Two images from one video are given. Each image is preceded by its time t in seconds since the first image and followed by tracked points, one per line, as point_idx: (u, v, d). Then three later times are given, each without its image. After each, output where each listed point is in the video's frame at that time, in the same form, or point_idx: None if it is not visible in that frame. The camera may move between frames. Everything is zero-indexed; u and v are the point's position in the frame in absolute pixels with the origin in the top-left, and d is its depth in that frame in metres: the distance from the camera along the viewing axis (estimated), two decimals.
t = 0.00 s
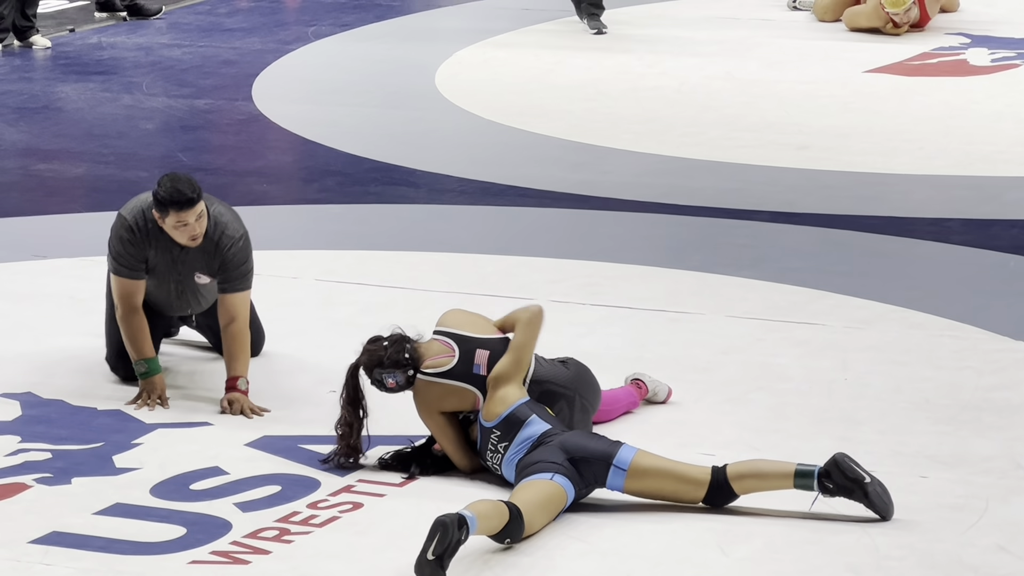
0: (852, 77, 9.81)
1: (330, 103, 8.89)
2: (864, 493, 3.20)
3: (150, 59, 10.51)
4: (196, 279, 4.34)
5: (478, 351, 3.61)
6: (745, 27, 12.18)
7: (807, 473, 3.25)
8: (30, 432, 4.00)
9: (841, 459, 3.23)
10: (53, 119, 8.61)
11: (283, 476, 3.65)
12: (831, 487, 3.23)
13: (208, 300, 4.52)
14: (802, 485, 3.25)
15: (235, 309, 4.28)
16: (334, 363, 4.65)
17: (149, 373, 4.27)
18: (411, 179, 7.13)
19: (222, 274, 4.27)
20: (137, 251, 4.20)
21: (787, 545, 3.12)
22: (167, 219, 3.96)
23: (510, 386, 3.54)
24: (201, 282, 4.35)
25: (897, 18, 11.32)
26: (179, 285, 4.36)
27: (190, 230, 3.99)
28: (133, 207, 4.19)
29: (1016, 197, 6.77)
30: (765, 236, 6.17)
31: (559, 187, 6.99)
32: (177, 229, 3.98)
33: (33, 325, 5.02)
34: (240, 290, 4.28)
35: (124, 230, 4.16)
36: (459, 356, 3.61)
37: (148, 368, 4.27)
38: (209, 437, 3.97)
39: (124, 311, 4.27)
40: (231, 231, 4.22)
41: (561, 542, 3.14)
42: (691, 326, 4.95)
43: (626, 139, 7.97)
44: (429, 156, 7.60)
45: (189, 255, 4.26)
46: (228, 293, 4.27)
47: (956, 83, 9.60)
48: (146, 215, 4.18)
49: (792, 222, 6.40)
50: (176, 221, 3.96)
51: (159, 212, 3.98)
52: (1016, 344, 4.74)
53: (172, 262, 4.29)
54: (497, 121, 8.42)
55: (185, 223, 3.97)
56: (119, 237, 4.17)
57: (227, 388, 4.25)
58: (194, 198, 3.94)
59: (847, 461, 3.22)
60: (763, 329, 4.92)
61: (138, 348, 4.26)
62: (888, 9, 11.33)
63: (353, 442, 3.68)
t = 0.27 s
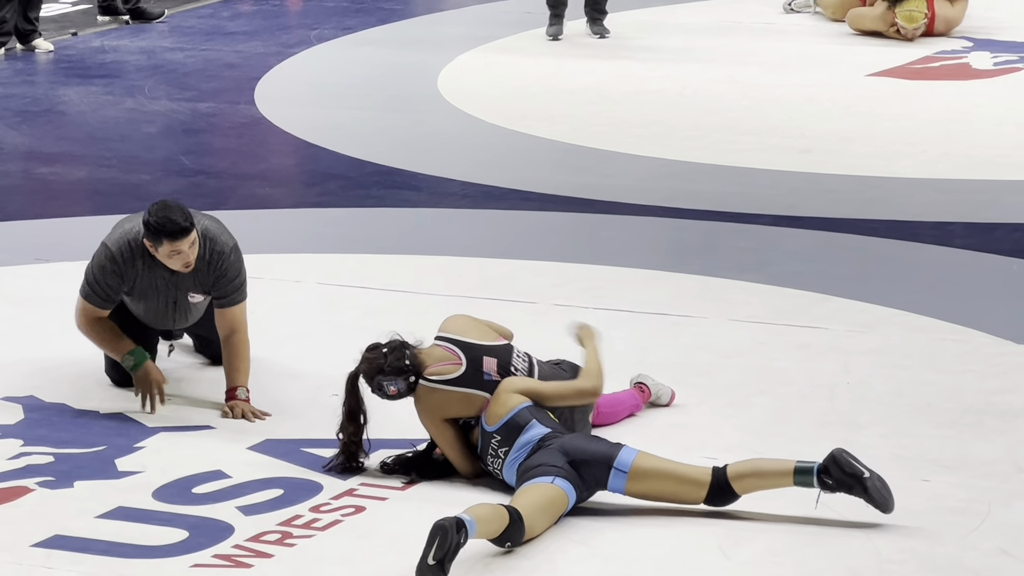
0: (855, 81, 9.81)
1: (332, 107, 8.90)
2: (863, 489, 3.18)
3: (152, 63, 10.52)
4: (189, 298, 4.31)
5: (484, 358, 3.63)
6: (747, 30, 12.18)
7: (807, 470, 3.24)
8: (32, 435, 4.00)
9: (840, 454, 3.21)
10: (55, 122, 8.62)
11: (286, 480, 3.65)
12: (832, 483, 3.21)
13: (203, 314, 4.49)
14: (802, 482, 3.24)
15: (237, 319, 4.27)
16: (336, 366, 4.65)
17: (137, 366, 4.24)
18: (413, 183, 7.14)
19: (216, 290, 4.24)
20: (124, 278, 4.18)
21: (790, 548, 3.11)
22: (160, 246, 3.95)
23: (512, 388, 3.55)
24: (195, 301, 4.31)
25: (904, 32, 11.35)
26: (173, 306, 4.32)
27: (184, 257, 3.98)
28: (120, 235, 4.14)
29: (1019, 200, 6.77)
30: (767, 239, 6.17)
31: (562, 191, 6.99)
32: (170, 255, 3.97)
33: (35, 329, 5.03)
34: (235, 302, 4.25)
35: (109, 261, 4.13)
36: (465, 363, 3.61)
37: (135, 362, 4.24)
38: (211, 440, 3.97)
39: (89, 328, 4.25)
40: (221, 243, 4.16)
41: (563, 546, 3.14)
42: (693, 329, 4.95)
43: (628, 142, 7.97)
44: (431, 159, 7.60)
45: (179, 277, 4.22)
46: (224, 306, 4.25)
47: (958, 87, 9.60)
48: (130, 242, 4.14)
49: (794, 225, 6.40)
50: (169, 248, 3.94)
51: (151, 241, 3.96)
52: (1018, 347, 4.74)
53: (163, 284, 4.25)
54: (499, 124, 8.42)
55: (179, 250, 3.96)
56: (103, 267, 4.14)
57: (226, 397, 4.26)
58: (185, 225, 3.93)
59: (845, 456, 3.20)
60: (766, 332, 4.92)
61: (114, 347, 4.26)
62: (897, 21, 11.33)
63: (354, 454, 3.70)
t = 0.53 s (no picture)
0: (857, 84, 9.81)
1: (334, 111, 8.90)
2: (877, 512, 3.17)
3: (154, 67, 10.53)
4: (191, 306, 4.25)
5: (500, 365, 3.65)
6: (748, 34, 12.18)
7: (819, 490, 3.21)
8: (34, 439, 4.00)
9: (852, 475, 3.19)
10: (57, 126, 8.63)
11: (287, 483, 3.65)
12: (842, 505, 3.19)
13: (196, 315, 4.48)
14: (814, 502, 3.22)
15: (238, 325, 4.22)
16: (338, 369, 4.66)
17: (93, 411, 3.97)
18: (415, 187, 7.14)
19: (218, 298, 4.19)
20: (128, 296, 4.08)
21: (792, 553, 3.12)
22: (167, 259, 3.87)
23: (531, 393, 3.60)
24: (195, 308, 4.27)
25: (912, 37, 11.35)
26: (173, 315, 4.27)
27: (192, 268, 3.89)
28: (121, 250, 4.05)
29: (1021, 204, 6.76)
30: (768, 243, 6.17)
31: (564, 194, 6.99)
32: (177, 268, 3.89)
33: (37, 332, 5.03)
34: (236, 309, 4.20)
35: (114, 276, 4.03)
36: (482, 367, 3.62)
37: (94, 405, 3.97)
38: (213, 444, 3.98)
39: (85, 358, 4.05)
40: (222, 251, 4.09)
41: (565, 550, 3.14)
42: (694, 332, 4.95)
43: (630, 146, 7.98)
44: (433, 163, 7.61)
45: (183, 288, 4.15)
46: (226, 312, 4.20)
47: (960, 90, 9.60)
48: (132, 259, 4.05)
49: (796, 229, 6.40)
50: (177, 261, 3.86)
51: (157, 254, 3.88)
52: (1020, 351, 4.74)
53: (164, 296, 4.18)
54: (501, 128, 8.43)
55: (187, 262, 3.87)
56: (106, 287, 4.03)
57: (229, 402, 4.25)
58: (192, 237, 3.85)
59: (858, 478, 3.18)
60: (767, 336, 4.92)
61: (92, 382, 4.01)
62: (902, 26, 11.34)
63: (371, 429, 3.70)
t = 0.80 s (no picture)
0: (858, 88, 9.82)
1: (337, 115, 8.90)
2: (867, 508, 3.13)
3: (156, 70, 10.54)
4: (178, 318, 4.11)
5: (503, 372, 3.65)
6: (750, 38, 12.19)
7: (812, 487, 3.19)
8: (37, 443, 4.01)
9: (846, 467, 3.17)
10: (59, 130, 8.63)
11: (289, 487, 3.65)
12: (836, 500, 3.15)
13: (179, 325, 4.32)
14: (808, 499, 3.19)
15: (232, 332, 4.15)
16: (340, 372, 4.66)
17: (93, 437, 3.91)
18: (417, 191, 7.14)
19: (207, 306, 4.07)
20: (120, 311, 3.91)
21: (794, 557, 3.12)
22: (161, 271, 3.74)
23: (531, 400, 3.58)
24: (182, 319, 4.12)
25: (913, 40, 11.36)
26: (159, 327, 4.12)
27: (185, 279, 3.78)
28: (108, 262, 3.88)
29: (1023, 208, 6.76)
30: (770, 247, 6.17)
31: (566, 198, 6.99)
32: (171, 280, 3.77)
33: (40, 336, 5.04)
34: (227, 317, 4.10)
35: (103, 290, 3.85)
36: (483, 372, 3.62)
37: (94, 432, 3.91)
38: (215, 448, 3.98)
39: (92, 378, 3.90)
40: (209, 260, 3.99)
41: (568, 555, 3.14)
42: (695, 336, 4.95)
43: (632, 150, 7.98)
44: (436, 167, 7.61)
45: (172, 300, 4.01)
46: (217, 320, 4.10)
47: (961, 95, 9.60)
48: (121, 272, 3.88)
49: (797, 233, 6.40)
50: (172, 273, 3.74)
51: (149, 266, 3.75)
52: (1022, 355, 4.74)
53: (152, 309, 4.02)
54: (502, 132, 8.43)
55: (181, 274, 3.76)
56: (96, 303, 3.85)
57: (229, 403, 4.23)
58: (186, 248, 3.73)
59: (852, 472, 3.16)
60: (769, 339, 4.92)
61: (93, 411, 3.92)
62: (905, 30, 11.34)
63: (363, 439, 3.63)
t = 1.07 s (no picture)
0: (860, 92, 9.82)
1: (339, 118, 8.89)
2: (825, 437, 3.24)
3: (158, 73, 10.55)
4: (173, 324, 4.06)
5: (515, 379, 3.64)
6: (752, 41, 12.19)
7: (768, 443, 3.30)
8: (38, 447, 4.01)
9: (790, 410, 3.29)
10: (61, 133, 8.64)
11: (291, 491, 3.65)
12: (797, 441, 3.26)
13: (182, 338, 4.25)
14: (774, 454, 3.29)
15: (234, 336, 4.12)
16: (342, 375, 4.66)
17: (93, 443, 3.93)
18: (419, 194, 7.14)
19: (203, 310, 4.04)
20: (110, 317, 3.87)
21: (796, 560, 3.12)
22: (150, 275, 3.69)
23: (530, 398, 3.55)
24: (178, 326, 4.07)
25: (908, 44, 11.38)
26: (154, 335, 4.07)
27: (175, 283, 3.74)
28: (98, 266, 3.84)
29: None
30: (772, 250, 6.17)
31: (568, 201, 6.99)
32: (161, 284, 3.73)
33: (42, 339, 5.04)
34: (226, 322, 4.08)
35: (92, 295, 3.82)
36: (494, 377, 3.62)
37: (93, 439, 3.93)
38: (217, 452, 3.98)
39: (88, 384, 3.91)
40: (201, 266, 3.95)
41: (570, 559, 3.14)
42: (697, 339, 4.95)
43: (634, 153, 7.98)
44: (438, 170, 7.61)
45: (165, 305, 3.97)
46: (215, 326, 4.08)
47: (963, 98, 9.60)
48: (112, 277, 3.85)
49: (799, 236, 6.40)
50: (162, 277, 3.70)
51: (138, 271, 3.70)
52: None
53: (146, 314, 3.98)
54: (504, 135, 8.43)
55: (172, 278, 3.72)
56: (85, 308, 3.83)
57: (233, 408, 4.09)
58: (176, 251, 3.69)
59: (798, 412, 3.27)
60: (770, 343, 4.92)
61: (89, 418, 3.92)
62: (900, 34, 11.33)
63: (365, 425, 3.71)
